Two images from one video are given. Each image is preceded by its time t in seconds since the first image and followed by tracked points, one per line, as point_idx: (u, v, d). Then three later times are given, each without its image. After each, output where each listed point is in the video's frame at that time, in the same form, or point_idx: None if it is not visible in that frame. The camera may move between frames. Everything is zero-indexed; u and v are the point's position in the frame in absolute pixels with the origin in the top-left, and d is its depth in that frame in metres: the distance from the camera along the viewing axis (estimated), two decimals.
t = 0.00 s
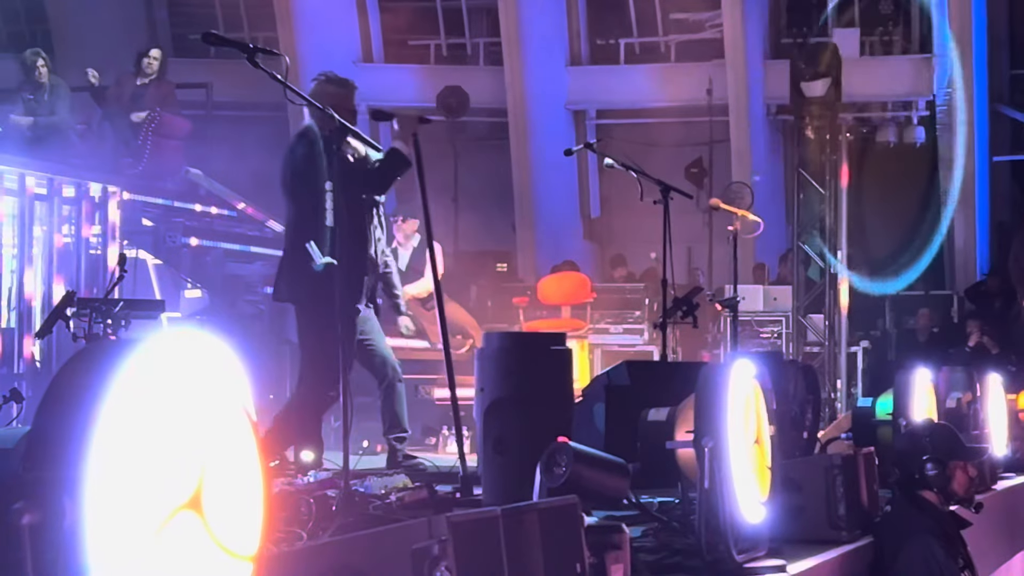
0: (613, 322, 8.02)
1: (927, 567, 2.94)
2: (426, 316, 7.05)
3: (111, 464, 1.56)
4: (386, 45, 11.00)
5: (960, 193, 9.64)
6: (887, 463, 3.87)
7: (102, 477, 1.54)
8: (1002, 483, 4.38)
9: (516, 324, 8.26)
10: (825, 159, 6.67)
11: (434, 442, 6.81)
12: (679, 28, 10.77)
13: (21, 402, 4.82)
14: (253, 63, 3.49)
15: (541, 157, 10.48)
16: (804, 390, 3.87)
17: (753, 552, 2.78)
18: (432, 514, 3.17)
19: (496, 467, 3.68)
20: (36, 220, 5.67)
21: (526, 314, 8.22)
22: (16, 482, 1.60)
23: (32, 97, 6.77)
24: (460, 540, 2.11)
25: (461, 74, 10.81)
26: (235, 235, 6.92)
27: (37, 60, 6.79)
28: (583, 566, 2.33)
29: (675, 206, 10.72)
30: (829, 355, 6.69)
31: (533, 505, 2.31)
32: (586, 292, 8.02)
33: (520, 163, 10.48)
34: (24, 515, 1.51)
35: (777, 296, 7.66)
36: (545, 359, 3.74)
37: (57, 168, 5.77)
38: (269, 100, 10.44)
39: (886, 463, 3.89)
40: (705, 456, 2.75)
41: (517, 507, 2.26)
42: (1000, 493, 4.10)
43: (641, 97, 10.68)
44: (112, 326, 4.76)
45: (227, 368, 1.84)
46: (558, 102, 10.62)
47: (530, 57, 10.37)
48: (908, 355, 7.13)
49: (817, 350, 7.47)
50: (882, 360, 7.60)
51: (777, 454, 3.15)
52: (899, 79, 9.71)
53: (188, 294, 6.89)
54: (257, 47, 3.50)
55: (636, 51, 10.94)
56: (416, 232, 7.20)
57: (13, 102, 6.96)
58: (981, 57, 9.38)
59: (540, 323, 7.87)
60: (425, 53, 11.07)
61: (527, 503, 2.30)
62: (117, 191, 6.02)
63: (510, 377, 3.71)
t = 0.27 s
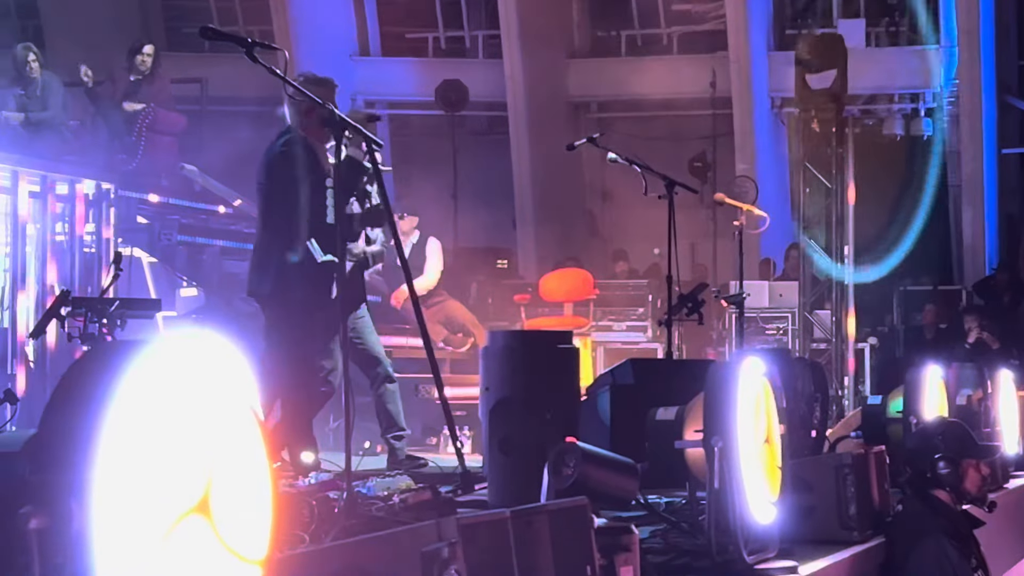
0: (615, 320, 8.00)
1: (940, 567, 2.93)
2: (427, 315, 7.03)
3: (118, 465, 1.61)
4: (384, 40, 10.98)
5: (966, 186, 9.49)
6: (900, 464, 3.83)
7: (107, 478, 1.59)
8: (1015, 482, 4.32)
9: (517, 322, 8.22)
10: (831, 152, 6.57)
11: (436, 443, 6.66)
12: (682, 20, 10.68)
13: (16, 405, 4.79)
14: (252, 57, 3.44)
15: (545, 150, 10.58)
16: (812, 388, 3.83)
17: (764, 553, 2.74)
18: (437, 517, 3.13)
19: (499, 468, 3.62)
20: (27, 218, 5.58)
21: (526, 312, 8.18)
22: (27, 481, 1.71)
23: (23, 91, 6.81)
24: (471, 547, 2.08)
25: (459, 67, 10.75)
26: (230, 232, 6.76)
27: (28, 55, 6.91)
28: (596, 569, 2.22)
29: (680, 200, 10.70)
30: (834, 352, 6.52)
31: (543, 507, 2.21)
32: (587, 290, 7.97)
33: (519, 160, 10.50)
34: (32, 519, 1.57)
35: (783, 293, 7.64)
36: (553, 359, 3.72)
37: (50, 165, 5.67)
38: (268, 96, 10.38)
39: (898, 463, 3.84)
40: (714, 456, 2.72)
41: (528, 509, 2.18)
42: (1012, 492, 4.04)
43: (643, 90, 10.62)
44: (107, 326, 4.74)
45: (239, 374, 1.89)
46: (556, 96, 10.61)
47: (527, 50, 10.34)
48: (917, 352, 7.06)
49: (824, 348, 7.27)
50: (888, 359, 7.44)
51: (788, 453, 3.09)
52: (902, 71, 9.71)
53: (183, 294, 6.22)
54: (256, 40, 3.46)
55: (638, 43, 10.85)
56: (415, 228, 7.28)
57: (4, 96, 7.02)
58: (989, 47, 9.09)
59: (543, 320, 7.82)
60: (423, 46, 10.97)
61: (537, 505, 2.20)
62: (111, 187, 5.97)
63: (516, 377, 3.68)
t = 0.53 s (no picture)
0: (620, 316, 8.08)
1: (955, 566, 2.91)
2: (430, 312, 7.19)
3: (138, 462, 1.61)
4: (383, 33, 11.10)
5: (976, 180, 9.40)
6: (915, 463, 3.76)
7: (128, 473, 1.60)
8: None
9: (520, 318, 8.23)
10: (841, 146, 6.41)
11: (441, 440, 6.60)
12: (685, 10, 10.85)
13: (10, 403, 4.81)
14: (257, 50, 3.43)
15: (549, 140, 10.56)
16: (824, 384, 3.79)
17: (780, 552, 2.72)
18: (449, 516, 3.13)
19: (510, 467, 3.61)
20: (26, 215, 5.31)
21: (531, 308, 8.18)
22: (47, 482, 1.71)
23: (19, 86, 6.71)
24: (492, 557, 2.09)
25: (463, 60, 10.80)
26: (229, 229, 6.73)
27: (25, 48, 6.75)
28: (611, 567, 2.30)
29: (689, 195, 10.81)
30: (845, 347, 6.42)
31: (560, 504, 2.27)
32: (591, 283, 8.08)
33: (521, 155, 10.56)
34: (53, 516, 1.58)
35: (790, 288, 7.72)
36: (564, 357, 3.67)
37: (50, 160, 5.41)
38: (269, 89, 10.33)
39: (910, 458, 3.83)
40: (730, 451, 2.70)
41: (545, 506, 2.23)
42: None
43: (647, 81, 10.58)
44: (106, 323, 4.82)
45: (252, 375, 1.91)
46: (560, 88, 10.55)
47: (532, 40, 10.29)
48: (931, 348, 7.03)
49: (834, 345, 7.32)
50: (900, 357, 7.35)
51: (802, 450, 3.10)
52: (907, 62, 9.83)
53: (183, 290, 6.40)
54: (262, 33, 3.44)
55: (643, 34, 10.92)
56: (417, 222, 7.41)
57: None
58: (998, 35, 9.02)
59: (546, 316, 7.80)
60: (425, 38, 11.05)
61: (553, 501, 2.26)
62: (109, 183, 5.67)
63: (526, 376, 3.65)
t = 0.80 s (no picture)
0: (609, 313, 8.14)
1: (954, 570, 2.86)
2: (413, 308, 7.26)
3: (118, 469, 1.27)
4: (363, 21, 11.08)
5: (974, 173, 9.47)
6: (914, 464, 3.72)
7: (106, 483, 1.26)
8: None
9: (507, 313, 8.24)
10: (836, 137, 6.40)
11: (425, 440, 6.57)
12: None
13: None
14: (236, 37, 3.33)
15: (533, 133, 10.49)
16: (818, 382, 3.77)
17: (774, 556, 2.66)
18: (430, 518, 3.03)
19: (498, 468, 3.55)
20: None
21: (516, 304, 8.21)
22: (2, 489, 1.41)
23: None
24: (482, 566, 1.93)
25: (443, 50, 10.71)
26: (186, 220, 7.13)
27: None
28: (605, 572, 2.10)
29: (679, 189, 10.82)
30: (839, 347, 6.31)
31: (549, 507, 2.08)
32: (581, 281, 7.98)
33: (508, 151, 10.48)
34: (30, 521, 1.24)
35: (783, 284, 7.61)
36: (553, 354, 3.56)
37: (18, 152, 5.59)
38: (246, 79, 10.19)
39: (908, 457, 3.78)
40: (723, 452, 2.60)
41: (533, 508, 2.04)
42: None
43: (638, 73, 10.45)
44: (78, 320, 4.93)
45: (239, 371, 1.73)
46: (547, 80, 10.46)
47: (516, 30, 10.21)
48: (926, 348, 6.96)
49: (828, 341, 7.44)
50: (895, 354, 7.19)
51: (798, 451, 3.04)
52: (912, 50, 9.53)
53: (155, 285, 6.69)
54: (239, 20, 3.33)
55: (631, 23, 10.90)
56: (398, 216, 7.27)
57: None
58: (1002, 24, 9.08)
59: (536, 312, 7.74)
60: (406, 26, 11.01)
61: (542, 505, 2.07)
62: (77, 175, 5.94)
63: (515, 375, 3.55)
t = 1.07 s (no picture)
0: (561, 303, 8.17)
1: (909, 560, 2.87)
2: (363, 298, 7.15)
3: (69, 447, 1.42)
4: (311, 5, 10.85)
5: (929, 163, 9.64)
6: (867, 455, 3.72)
7: (57, 460, 1.41)
8: (981, 470, 4.26)
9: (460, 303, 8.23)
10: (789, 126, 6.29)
11: (372, 431, 6.51)
12: None
13: None
14: (184, 21, 3.25)
15: (484, 120, 10.51)
16: (770, 373, 3.77)
17: (728, 546, 2.65)
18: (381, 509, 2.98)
19: (449, 458, 3.50)
20: None
21: (468, 294, 8.20)
22: None
23: None
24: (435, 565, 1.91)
25: (395, 35, 10.67)
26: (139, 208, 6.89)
27: None
28: (556, 562, 2.12)
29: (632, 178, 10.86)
30: (790, 338, 6.28)
31: (503, 497, 2.08)
32: (533, 271, 7.90)
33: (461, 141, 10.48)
34: None
35: (735, 275, 7.68)
36: (506, 344, 3.52)
37: None
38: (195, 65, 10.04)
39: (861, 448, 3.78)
40: (677, 443, 2.56)
41: (487, 498, 2.05)
42: (980, 481, 4.02)
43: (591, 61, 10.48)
44: (23, 307, 4.92)
45: (181, 358, 1.67)
46: (501, 67, 10.54)
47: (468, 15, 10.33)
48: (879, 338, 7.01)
49: (779, 331, 7.41)
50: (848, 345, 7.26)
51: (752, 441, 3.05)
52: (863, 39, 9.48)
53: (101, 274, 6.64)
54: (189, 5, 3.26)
55: (585, 11, 10.78)
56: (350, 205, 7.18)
57: None
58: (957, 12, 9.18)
59: (489, 302, 7.70)
60: (357, 12, 10.89)
61: (497, 494, 2.07)
62: (22, 162, 5.93)
63: (469, 364, 3.52)
